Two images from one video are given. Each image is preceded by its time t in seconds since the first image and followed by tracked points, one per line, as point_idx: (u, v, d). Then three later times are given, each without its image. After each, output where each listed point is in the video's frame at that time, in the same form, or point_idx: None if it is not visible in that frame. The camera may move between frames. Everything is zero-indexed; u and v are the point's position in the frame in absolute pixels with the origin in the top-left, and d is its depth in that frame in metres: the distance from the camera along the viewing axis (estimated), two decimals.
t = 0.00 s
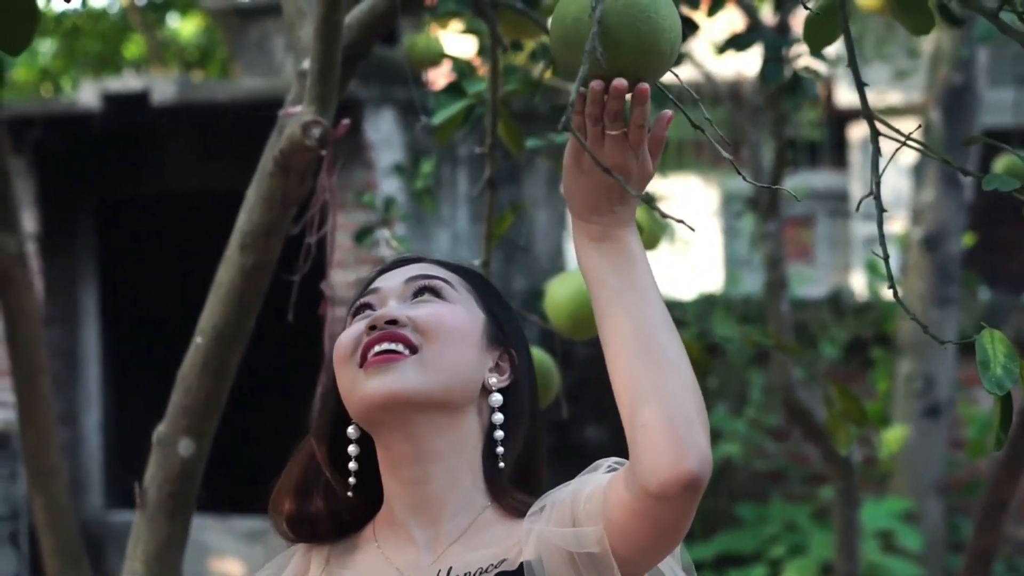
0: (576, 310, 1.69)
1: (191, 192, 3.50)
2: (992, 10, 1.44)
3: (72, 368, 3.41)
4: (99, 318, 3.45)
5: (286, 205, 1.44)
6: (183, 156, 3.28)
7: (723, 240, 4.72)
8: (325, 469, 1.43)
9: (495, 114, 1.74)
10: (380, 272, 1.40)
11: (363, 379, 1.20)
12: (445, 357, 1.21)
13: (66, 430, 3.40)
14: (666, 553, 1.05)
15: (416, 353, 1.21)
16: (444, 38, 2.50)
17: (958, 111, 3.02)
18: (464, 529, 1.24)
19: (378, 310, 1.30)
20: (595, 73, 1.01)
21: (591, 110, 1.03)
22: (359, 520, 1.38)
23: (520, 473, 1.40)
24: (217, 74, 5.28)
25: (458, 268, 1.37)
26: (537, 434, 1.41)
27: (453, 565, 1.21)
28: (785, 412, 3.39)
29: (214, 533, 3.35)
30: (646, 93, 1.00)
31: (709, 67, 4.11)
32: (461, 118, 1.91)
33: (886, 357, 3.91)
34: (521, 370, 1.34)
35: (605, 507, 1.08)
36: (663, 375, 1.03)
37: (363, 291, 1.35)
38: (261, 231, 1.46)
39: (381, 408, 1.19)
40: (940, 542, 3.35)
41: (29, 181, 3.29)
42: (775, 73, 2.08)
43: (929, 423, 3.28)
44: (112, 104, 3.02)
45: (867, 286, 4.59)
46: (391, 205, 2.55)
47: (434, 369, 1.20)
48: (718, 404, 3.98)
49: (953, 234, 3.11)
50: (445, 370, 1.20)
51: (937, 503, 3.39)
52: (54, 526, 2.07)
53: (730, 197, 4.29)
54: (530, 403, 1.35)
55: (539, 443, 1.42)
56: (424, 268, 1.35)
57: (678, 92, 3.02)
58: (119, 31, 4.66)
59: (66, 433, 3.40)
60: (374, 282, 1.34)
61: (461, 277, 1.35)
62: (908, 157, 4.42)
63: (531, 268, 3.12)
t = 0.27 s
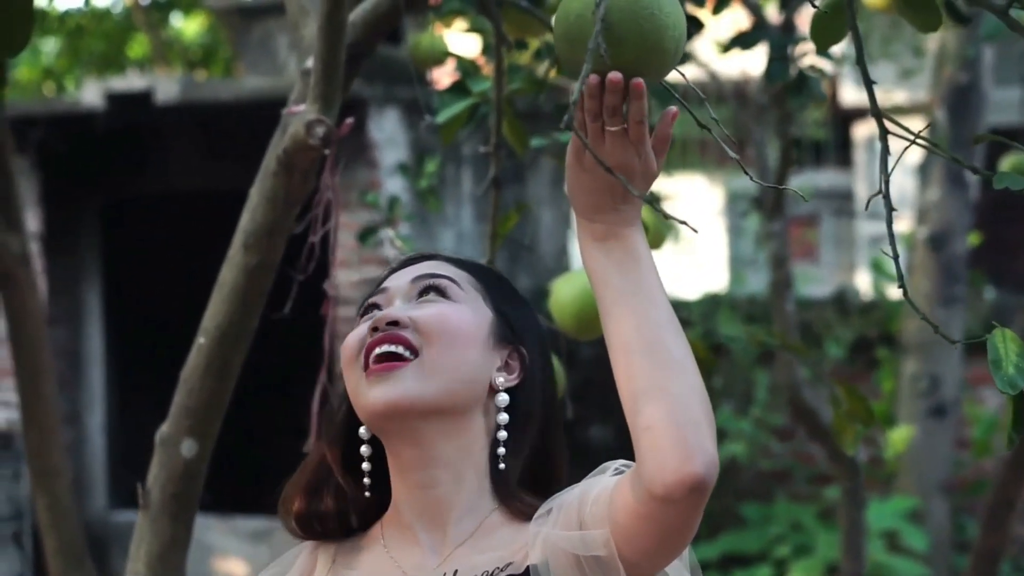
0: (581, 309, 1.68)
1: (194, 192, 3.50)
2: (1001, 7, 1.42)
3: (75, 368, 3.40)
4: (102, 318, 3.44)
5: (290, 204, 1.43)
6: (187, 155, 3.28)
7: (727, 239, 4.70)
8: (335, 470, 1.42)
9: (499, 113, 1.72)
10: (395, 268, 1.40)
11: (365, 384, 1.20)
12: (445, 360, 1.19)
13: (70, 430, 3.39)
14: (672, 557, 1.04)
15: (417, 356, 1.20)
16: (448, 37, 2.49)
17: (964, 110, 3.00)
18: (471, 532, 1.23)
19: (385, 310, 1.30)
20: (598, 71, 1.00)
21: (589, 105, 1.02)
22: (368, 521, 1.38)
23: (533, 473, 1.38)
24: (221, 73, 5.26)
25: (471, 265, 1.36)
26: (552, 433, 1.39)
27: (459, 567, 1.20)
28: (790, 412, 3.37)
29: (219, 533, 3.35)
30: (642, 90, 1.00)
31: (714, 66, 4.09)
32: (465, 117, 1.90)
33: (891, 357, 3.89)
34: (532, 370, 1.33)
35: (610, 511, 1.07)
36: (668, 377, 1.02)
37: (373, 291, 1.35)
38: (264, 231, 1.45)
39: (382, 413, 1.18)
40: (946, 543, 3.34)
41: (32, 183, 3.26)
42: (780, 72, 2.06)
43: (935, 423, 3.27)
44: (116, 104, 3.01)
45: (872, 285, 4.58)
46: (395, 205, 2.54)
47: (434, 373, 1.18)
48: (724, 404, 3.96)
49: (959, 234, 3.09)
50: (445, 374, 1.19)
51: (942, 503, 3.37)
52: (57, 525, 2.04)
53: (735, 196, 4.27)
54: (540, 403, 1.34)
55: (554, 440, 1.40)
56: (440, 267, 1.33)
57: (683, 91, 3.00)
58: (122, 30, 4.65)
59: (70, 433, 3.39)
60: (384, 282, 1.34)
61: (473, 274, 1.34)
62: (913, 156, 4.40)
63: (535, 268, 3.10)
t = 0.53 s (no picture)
0: (588, 308, 1.67)
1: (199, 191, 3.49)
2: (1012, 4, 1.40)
3: (81, 368, 3.39)
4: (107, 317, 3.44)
5: (293, 203, 1.42)
6: (192, 154, 3.27)
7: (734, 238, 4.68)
8: (353, 470, 1.41)
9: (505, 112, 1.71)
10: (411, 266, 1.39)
11: (361, 390, 1.20)
12: (437, 367, 1.18)
13: (75, 429, 3.39)
14: None
15: (411, 362, 1.19)
16: (453, 36, 2.48)
17: (972, 108, 2.97)
18: (475, 536, 1.23)
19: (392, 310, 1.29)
20: (602, 69, 0.99)
21: (597, 116, 1.02)
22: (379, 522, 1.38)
23: (550, 473, 1.35)
24: (226, 72, 5.25)
25: (489, 262, 1.34)
26: (571, 434, 1.35)
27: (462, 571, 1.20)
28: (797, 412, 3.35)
29: (224, 533, 3.34)
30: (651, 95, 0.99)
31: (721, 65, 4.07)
32: (470, 116, 1.88)
33: (899, 356, 3.87)
34: (543, 371, 1.30)
35: (612, 528, 1.05)
36: (672, 398, 1.01)
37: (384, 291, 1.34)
38: (268, 231, 1.44)
39: (377, 419, 1.18)
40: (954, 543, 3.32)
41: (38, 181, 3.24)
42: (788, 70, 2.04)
43: (943, 422, 3.24)
44: (120, 103, 2.99)
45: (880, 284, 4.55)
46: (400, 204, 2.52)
47: (425, 379, 1.17)
48: (731, 403, 3.93)
49: (967, 233, 3.07)
50: (437, 380, 1.17)
51: (950, 503, 3.35)
52: (61, 526, 1.99)
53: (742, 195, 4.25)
54: (550, 404, 1.31)
55: (576, 442, 1.36)
56: (459, 267, 1.31)
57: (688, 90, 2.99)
58: (127, 28, 4.64)
59: (75, 433, 3.38)
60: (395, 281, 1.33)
61: (486, 272, 1.32)
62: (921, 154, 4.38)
63: (541, 268, 3.08)
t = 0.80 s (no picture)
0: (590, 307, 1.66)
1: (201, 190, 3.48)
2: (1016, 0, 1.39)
3: (83, 367, 3.38)
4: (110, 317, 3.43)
5: (293, 201, 1.41)
6: (194, 153, 3.26)
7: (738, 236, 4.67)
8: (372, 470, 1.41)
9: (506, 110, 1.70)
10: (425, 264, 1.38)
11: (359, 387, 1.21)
12: (432, 367, 1.18)
13: (78, 429, 3.38)
14: None
15: (407, 361, 1.19)
16: (455, 34, 2.47)
17: (976, 105, 2.96)
18: (474, 537, 1.23)
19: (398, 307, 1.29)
20: (603, 66, 0.98)
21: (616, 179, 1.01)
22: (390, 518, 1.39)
23: (559, 473, 1.32)
24: (229, 70, 5.24)
25: (503, 262, 1.32)
26: (581, 436, 1.32)
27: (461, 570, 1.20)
28: (800, 411, 3.34)
29: (226, 532, 3.33)
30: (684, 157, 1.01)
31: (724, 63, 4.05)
32: (471, 114, 1.87)
33: (903, 355, 3.85)
34: (548, 372, 1.28)
35: None
36: (685, 477, 1.00)
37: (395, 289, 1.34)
38: (267, 229, 1.43)
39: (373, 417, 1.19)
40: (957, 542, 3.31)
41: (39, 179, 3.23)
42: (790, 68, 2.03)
43: (946, 421, 3.23)
44: (122, 102, 2.99)
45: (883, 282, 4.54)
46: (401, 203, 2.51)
47: (419, 379, 1.17)
48: (734, 402, 3.91)
49: (971, 231, 3.05)
50: (431, 380, 1.17)
51: (953, 502, 3.34)
52: (62, 526, 1.98)
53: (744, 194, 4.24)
54: (554, 405, 1.29)
55: (588, 442, 1.33)
56: (472, 266, 1.30)
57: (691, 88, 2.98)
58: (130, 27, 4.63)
59: (77, 432, 3.38)
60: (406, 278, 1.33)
61: (497, 273, 1.31)
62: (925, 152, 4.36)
63: (543, 266, 3.07)
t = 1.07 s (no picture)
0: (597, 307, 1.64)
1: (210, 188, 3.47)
2: None
3: (90, 366, 3.37)
4: (116, 315, 3.41)
5: (298, 200, 1.40)
6: (201, 150, 3.24)
7: (747, 234, 4.64)
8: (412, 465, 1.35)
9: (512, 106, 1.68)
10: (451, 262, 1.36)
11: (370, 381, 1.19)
12: (443, 366, 1.16)
13: (84, 428, 3.37)
14: None
15: (418, 358, 1.17)
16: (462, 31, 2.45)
17: (987, 102, 2.93)
18: (477, 541, 1.21)
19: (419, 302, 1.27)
20: (598, 61, 0.98)
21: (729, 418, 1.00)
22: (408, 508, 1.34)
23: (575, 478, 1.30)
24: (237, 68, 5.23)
25: (529, 264, 1.30)
26: (598, 445, 1.30)
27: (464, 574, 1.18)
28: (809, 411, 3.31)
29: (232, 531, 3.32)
30: (736, 392, 1.00)
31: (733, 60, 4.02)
32: (477, 111, 1.86)
33: (913, 354, 3.83)
34: (565, 381, 1.25)
35: None
36: None
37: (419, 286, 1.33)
38: (271, 226, 1.41)
39: (379, 410, 1.17)
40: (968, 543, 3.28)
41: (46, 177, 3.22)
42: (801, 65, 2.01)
43: (957, 421, 3.20)
44: (129, 99, 2.97)
45: (893, 280, 4.51)
46: (408, 200, 2.49)
47: (427, 377, 1.15)
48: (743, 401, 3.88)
49: (982, 229, 3.02)
50: (439, 379, 1.15)
51: (964, 502, 3.31)
52: (68, 524, 1.96)
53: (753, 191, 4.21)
54: (571, 415, 1.26)
55: (605, 454, 1.30)
56: (497, 265, 1.28)
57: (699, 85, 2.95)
58: (137, 24, 4.62)
59: (84, 431, 3.36)
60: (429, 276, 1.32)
61: (522, 278, 1.28)
62: (935, 150, 4.33)
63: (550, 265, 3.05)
